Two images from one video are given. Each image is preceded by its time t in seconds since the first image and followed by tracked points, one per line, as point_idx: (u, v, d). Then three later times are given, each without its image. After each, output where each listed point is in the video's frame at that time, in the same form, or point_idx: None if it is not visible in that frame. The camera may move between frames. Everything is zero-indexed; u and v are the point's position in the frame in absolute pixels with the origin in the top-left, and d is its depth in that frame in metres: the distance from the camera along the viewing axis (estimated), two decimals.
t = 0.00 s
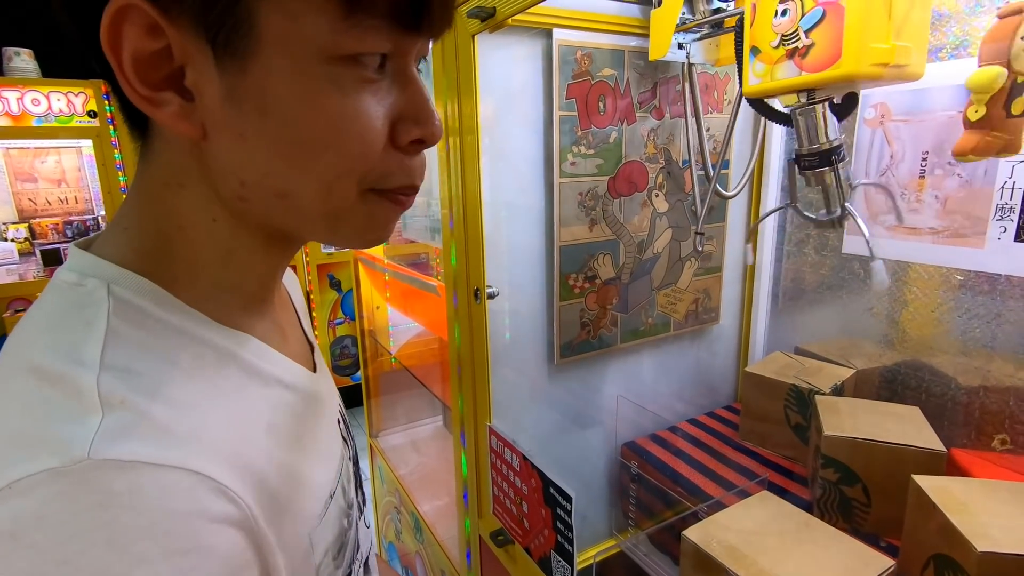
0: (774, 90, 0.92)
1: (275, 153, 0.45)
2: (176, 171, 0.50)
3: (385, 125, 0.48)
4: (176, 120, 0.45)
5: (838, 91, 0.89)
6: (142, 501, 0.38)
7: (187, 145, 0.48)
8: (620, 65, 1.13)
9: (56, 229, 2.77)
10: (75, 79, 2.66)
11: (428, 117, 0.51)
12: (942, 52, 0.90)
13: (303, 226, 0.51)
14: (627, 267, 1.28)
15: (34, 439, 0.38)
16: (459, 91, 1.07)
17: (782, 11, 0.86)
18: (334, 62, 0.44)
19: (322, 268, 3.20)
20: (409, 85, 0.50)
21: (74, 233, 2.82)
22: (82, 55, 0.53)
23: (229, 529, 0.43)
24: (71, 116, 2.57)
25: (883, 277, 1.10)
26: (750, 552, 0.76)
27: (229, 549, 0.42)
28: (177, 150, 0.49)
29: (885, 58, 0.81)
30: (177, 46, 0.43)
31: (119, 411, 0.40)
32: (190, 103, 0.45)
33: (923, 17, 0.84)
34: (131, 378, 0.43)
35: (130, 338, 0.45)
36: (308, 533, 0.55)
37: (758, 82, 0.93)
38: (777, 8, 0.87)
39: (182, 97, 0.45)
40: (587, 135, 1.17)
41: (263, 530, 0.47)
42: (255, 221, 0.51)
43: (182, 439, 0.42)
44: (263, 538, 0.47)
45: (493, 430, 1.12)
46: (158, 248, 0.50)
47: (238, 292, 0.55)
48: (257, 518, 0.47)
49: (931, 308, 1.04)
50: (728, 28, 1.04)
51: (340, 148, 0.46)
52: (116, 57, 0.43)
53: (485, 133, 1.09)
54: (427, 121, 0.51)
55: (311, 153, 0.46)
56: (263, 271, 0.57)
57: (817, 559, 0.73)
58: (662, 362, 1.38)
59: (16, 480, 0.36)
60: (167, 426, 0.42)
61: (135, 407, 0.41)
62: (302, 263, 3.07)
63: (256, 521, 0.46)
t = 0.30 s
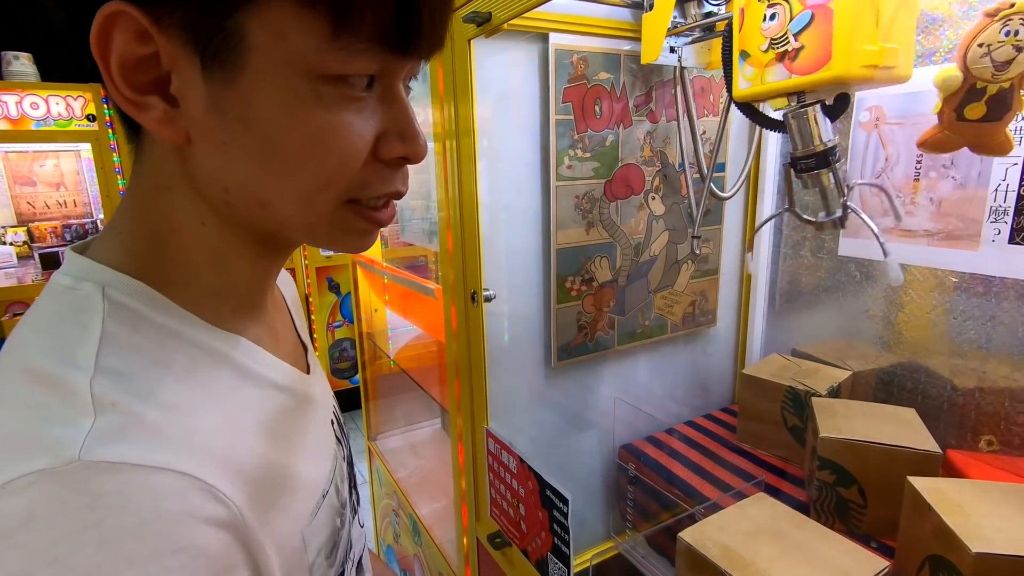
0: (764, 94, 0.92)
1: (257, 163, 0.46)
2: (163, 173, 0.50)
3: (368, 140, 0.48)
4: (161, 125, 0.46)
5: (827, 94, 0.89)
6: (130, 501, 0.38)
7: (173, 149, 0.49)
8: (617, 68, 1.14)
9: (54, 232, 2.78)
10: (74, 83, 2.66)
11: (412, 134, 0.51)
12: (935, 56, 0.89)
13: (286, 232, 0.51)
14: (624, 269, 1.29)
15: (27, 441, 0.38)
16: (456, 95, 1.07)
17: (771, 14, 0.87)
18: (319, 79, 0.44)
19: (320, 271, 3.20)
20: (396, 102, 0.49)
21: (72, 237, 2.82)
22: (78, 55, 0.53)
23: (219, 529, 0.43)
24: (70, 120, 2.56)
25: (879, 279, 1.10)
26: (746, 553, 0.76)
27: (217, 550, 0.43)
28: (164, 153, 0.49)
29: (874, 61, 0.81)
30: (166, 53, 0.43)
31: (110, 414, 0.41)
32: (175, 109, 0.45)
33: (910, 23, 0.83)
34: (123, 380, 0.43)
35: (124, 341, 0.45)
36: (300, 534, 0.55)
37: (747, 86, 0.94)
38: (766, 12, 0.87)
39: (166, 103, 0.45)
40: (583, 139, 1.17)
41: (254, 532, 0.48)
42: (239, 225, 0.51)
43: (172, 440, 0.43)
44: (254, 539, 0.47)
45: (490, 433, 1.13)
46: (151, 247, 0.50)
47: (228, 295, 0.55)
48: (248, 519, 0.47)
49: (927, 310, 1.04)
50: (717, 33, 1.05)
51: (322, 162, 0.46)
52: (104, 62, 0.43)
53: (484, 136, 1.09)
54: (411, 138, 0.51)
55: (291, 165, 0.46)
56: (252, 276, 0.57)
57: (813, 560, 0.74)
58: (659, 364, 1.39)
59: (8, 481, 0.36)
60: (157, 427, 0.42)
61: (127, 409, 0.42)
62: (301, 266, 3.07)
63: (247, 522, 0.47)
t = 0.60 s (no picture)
0: (764, 99, 0.93)
1: (283, 177, 0.47)
2: (182, 182, 0.50)
3: (390, 159, 0.49)
4: (191, 135, 0.46)
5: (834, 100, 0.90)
6: (134, 507, 0.39)
7: (194, 158, 0.49)
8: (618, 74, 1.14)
9: (57, 238, 2.79)
10: (77, 89, 2.68)
11: (429, 155, 0.52)
12: (935, 61, 0.92)
13: (299, 245, 0.52)
14: (626, 274, 1.30)
15: (31, 446, 0.38)
16: (459, 99, 1.08)
17: (774, 19, 0.88)
18: (350, 100, 0.46)
19: (322, 275, 3.21)
20: (415, 125, 0.51)
21: (75, 242, 2.84)
22: (93, 59, 0.53)
23: (221, 535, 0.44)
24: (73, 125, 2.57)
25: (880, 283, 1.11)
26: (748, 557, 0.76)
27: (221, 555, 0.43)
28: (184, 161, 0.50)
29: (872, 70, 0.82)
30: (203, 64, 0.44)
31: (115, 420, 0.41)
32: (206, 119, 0.46)
33: (909, 28, 0.85)
34: (126, 386, 0.43)
35: (128, 347, 0.45)
36: (302, 539, 0.56)
37: (747, 90, 0.95)
38: (770, 17, 0.88)
39: (197, 113, 0.45)
40: (585, 144, 1.18)
41: (256, 538, 0.48)
42: (253, 236, 0.52)
43: (175, 446, 0.43)
44: (256, 545, 0.48)
45: (492, 437, 1.13)
46: (158, 254, 0.51)
47: (234, 304, 0.55)
48: (250, 525, 0.47)
49: (928, 314, 1.05)
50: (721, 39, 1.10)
51: (346, 179, 0.48)
52: (140, 68, 0.43)
53: (485, 140, 1.10)
54: (427, 160, 0.52)
55: (316, 181, 0.47)
56: (258, 285, 0.57)
57: (814, 564, 0.74)
58: (661, 368, 1.39)
59: (14, 486, 0.36)
60: (160, 434, 0.43)
61: (130, 415, 0.42)
62: (303, 271, 3.08)
63: (249, 527, 0.47)
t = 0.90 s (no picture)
0: (776, 101, 0.93)
1: (288, 183, 0.47)
2: (185, 187, 0.50)
3: (394, 164, 0.49)
4: (196, 142, 0.46)
5: (839, 103, 0.90)
6: (129, 512, 0.38)
7: (197, 165, 0.49)
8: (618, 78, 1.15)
9: (58, 241, 2.79)
10: (78, 93, 2.68)
11: (433, 160, 0.52)
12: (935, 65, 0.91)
13: (302, 250, 0.52)
14: (626, 277, 1.29)
15: (26, 451, 0.38)
16: (460, 103, 1.09)
17: (787, 21, 0.88)
18: (356, 106, 0.46)
19: (322, 279, 3.21)
20: (418, 130, 0.51)
21: (76, 245, 2.84)
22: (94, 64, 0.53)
23: (218, 540, 0.43)
24: (75, 129, 2.58)
25: (881, 286, 1.11)
26: (751, 563, 0.76)
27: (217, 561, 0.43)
28: (187, 167, 0.50)
29: (888, 71, 0.83)
30: (208, 71, 0.44)
31: (110, 425, 0.41)
32: (211, 126, 0.45)
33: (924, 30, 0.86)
34: (122, 391, 0.43)
35: (124, 353, 0.45)
36: (300, 545, 0.56)
37: (759, 92, 0.95)
38: (782, 19, 0.88)
39: (201, 120, 0.45)
40: (586, 148, 1.18)
41: (254, 543, 0.48)
42: (255, 241, 0.52)
43: (171, 451, 0.43)
44: (254, 550, 0.47)
45: (493, 441, 1.13)
46: (158, 259, 0.51)
47: (235, 308, 0.55)
48: (248, 531, 0.47)
49: (930, 318, 1.04)
50: (726, 42, 1.11)
51: (351, 185, 0.47)
52: (145, 76, 0.43)
53: (485, 142, 1.09)
54: (431, 165, 0.52)
55: (322, 187, 0.47)
56: (258, 290, 0.57)
57: (817, 569, 0.73)
58: (662, 372, 1.39)
59: (7, 491, 0.36)
60: (156, 439, 0.42)
61: (126, 420, 0.42)
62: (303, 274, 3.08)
63: (247, 532, 0.47)
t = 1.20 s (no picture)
0: (783, 101, 0.95)
1: (290, 191, 0.47)
2: (184, 191, 0.50)
3: (395, 174, 0.50)
4: (198, 148, 0.46)
5: (846, 104, 0.92)
6: (113, 515, 0.38)
7: (197, 170, 0.49)
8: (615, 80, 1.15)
9: (57, 243, 2.78)
10: (77, 95, 2.68)
11: (432, 170, 0.53)
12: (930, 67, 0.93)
13: (300, 257, 0.52)
14: (625, 279, 1.29)
15: (11, 454, 0.38)
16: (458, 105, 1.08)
17: (795, 22, 0.89)
18: (359, 117, 0.46)
19: (322, 280, 3.21)
20: (419, 140, 0.52)
21: (75, 247, 2.83)
22: (92, 68, 0.54)
23: (206, 543, 0.43)
24: (74, 131, 2.58)
25: (879, 287, 1.11)
26: (747, 565, 0.76)
27: (206, 563, 0.43)
28: (187, 172, 0.50)
29: (896, 73, 0.84)
30: (212, 79, 0.44)
31: (95, 428, 0.41)
32: (213, 133, 0.45)
33: (934, 30, 0.87)
34: (109, 394, 0.43)
35: (112, 356, 0.45)
36: (291, 549, 0.55)
37: (767, 93, 0.96)
38: (790, 21, 0.89)
39: (204, 126, 0.45)
40: (584, 149, 1.18)
41: (243, 547, 0.48)
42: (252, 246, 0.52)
43: (158, 454, 0.43)
44: (243, 554, 0.47)
45: (491, 443, 1.13)
46: (152, 262, 0.51)
47: (227, 312, 0.55)
48: (236, 535, 0.47)
49: (928, 319, 1.04)
50: (729, 45, 1.12)
51: (353, 194, 0.48)
52: (149, 82, 0.43)
53: (485, 146, 1.10)
54: (429, 175, 0.53)
55: (324, 195, 0.47)
56: (253, 293, 0.57)
57: (812, 570, 0.73)
58: (660, 373, 1.39)
59: None
60: (143, 442, 0.43)
61: (111, 422, 0.42)
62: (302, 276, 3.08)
63: (235, 536, 0.47)
